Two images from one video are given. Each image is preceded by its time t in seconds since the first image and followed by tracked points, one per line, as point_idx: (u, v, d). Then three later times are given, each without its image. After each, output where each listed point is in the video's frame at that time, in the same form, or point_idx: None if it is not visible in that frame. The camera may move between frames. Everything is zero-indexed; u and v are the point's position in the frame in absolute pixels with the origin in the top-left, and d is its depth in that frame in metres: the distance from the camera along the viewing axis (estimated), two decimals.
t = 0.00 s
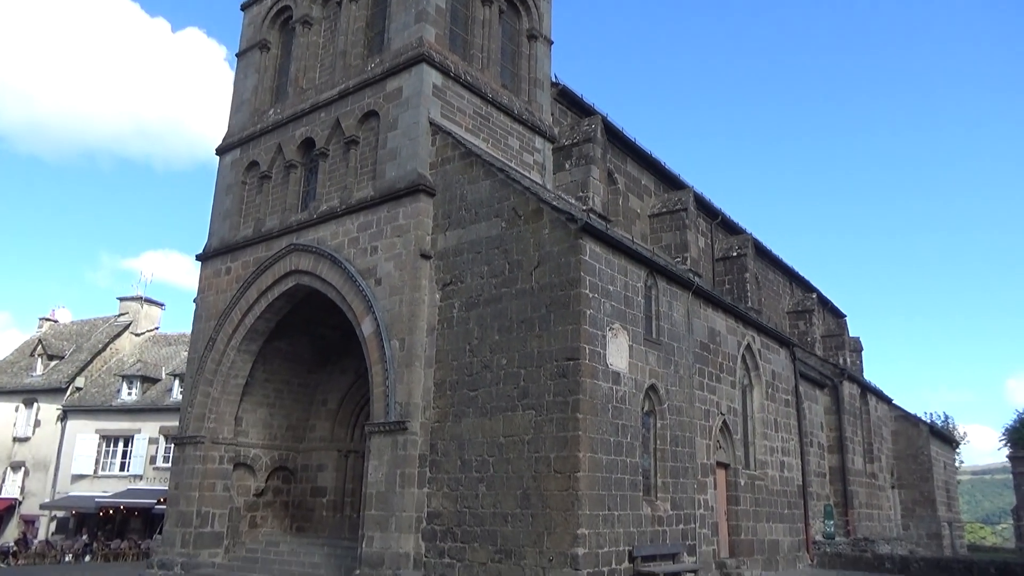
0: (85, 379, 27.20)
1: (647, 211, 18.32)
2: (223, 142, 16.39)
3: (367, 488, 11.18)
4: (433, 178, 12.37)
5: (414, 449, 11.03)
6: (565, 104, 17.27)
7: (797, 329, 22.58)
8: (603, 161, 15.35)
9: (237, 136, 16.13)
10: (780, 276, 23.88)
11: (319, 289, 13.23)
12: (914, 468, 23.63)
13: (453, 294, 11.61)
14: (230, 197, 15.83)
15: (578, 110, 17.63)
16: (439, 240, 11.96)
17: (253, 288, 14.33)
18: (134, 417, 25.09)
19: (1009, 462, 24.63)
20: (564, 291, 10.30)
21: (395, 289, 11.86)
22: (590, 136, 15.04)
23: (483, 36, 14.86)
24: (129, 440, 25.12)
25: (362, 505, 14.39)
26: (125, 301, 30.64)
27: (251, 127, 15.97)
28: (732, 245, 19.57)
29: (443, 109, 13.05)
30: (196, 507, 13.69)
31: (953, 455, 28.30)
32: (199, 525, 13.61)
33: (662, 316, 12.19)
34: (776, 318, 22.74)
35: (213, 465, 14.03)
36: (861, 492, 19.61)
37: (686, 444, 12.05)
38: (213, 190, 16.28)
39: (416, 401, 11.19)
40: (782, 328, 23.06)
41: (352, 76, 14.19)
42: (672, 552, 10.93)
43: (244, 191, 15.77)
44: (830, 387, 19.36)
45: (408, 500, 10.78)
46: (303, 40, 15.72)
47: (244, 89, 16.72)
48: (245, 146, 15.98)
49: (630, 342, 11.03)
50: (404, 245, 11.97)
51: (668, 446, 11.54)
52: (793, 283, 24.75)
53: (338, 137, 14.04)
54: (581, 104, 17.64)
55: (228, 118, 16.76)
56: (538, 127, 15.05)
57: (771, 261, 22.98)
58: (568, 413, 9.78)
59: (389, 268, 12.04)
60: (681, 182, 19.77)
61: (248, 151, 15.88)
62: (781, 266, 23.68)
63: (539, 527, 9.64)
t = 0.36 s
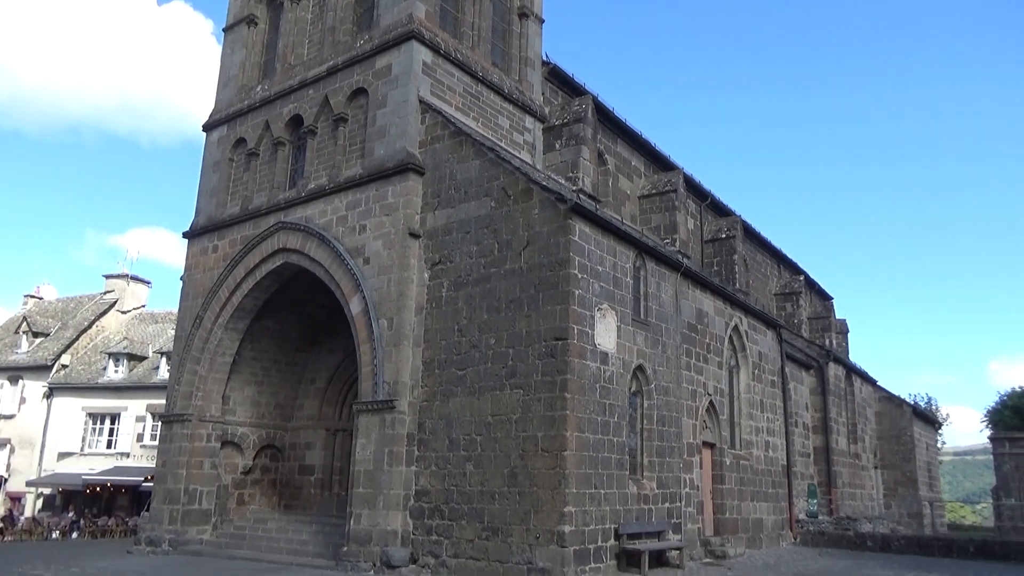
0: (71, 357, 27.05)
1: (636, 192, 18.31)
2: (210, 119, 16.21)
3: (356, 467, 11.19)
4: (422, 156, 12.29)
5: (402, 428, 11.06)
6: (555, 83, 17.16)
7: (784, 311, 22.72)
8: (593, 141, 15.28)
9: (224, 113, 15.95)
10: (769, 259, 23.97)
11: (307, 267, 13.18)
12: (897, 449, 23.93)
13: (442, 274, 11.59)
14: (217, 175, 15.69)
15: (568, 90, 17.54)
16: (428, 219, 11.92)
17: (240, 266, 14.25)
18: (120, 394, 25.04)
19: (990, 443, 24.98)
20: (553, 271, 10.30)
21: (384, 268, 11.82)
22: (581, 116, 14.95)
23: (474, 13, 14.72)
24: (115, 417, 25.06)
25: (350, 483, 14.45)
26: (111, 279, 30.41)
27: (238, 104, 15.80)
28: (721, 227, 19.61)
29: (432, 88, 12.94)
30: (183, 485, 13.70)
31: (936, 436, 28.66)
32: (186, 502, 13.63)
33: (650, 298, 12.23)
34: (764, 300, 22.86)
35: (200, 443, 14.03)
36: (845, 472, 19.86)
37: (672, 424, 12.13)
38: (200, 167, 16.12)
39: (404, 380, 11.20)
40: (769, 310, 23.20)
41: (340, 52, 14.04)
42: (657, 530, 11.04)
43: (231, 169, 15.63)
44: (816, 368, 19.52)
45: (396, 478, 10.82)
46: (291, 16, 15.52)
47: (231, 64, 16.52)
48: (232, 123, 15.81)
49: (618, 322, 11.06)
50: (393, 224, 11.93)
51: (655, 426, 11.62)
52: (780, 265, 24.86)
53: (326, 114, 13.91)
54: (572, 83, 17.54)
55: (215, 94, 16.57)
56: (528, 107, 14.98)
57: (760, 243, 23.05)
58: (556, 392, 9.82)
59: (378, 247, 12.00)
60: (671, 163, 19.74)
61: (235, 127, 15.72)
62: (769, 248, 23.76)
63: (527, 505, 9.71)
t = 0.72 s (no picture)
0: (56, 332, 26.86)
1: (626, 170, 18.27)
2: (195, 93, 15.99)
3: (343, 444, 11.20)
4: (411, 133, 12.19)
5: (390, 405, 11.08)
6: (546, 60, 17.02)
7: (770, 291, 22.83)
8: (583, 119, 15.15)
9: (210, 86, 15.74)
10: (757, 239, 24.03)
11: (294, 243, 13.09)
12: (879, 429, 24.22)
13: (430, 251, 11.54)
14: (203, 149, 15.51)
15: (559, 67, 17.40)
16: (417, 196, 11.85)
17: (227, 242, 14.14)
18: (106, 370, 24.96)
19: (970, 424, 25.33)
20: (542, 249, 10.29)
21: (372, 245, 11.76)
22: (571, 94, 14.74)
23: None
24: (102, 393, 24.98)
25: (337, 460, 14.49)
26: (95, 255, 30.13)
27: (224, 78, 15.58)
28: (710, 207, 19.61)
29: (422, 63, 12.81)
30: (170, 461, 13.69)
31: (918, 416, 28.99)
32: (173, 478, 13.62)
33: (639, 277, 12.24)
34: (751, 281, 22.96)
35: (187, 419, 14.01)
36: (828, 451, 20.09)
37: (659, 402, 12.20)
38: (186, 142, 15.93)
39: (392, 358, 11.20)
40: (756, 291, 23.32)
41: (328, 26, 13.85)
42: (642, 507, 11.15)
43: (217, 144, 15.46)
44: (801, 348, 19.67)
45: (383, 455, 10.85)
46: None
47: (217, 37, 16.27)
48: (217, 97, 15.61)
49: (606, 301, 11.09)
50: (381, 201, 11.85)
51: (642, 404, 11.69)
52: (768, 246, 24.94)
53: (313, 89, 13.75)
54: (562, 61, 17.41)
55: (201, 67, 16.33)
56: (518, 84, 14.87)
57: (748, 224, 23.10)
58: (544, 370, 9.86)
59: (366, 224, 11.93)
60: (661, 142, 19.69)
61: (221, 102, 15.52)
62: (758, 229, 23.82)
63: (513, 482, 9.77)
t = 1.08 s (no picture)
0: (40, 307, 26.63)
1: (615, 148, 18.21)
2: (180, 65, 15.75)
3: (331, 421, 11.19)
4: (399, 108, 12.08)
5: (377, 381, 11.09)
6: (535, 36, 16.87)
7: (757, 271, 22.93)
8: (573, 96, 14.92)
9: (195, 59, 15.51)
10: (745, 219, 24.07)
11: (281, 219, 13.00)
12: (863, 407, 24.50)
13: (418, 228, 11.48)
14: (188, 123, 15.32)
15: (549, 43, 17.25)
16: (405, 172, 11.77)
17: (213, 217, 14.02)
18: (91, 344, 24.83)
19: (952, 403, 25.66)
20: (530, 225, 10.27)
21: (359, 221, 11.70)
22: (561, 69, 14.45)
23: None
24: (87, 369, 24.87)
25: (325, 435, 14.53)
26: (79, 229, 29.81)
27: (210, 50, 15.35)
28: (699, 186, 19.60)
29: (410, 37, 12.65)
30: (157, 436, 13.66)
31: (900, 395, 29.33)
32: (160, 454, 13.61)
33: (627, 255, 12.25)
34: (739, 260, 23.03)
35: (173, 394, 13.96)
36: (812, 428, 20.32)
37: (645, 380, 12.28)
38: (171, 115, 15.73)
39: (379, 334, 11.18)
40: (744, 270, 23.41)
41: None
42: (627, 483, 11.26)
43: (203, 117, 15.27)
44: (787, 327, 19.79)
45: (370, 430, 10.88)
46: None
47: (202, 9, 16.01)
48: (202, 70, 15.38)
49: (594, 279, 11.10)
50: (369, 176, 11.77)
51: (628, 382, 11.75)
52: (756, 225, 24.99)
53: (300, 63, 13.58)
54: (552, 37, 17.25)
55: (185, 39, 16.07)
56: (507, 60, 14.74)
57: (737, 203, 23.13)
58: (531, 347, 9.88)
59: (354, 199, 11.85)
60: (651, 120, 19.62)
61: (206, 75, 15.29)
62: (746, 208, 23.85)
63: (499, 458, 9.83)
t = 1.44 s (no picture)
0: (23, 284, 26.39)
1: (605, 127, 18.14)
2: (164, 38, 15.50)
3: (319, 398, 11.19)
4: (387, 84, 11.95)
5: (365, 358, 11.09)
6: (525, 12, 16.70)
7: (745, 251, 23.01)
8: (563, 74, 14.80)
9: (179, 32, 15.26)
10: (733, 199, 24.09)
11: (268, 195, 12.89)
12: (847, 387, 24.75)
13: (406, 205, 11.41)
14: (173, 98, 15.12)
15: (538, 19, 17.09)
16: (393, 149, 11.67)
17: (198, 194, 13.88)
18: (76, 320, 24.65)
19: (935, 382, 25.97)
20: (519, 203, 10.24)
21: (347, 198, 11.63)
22: (551, 46, 14.32)
23: None
24: (73, 345, 24.69)
25: (312, 413, 14.54)
26: (63, 204, 29.47)
27: (194, 23, 15.10)
28: (688, 165, 19.57)
29: (398, 12, 12.49)
30: (143, 413, 13.62)
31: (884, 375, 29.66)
32: (146, 430, 13.58)
33: (615, 234, 12.25)
34: (727, 240, 23.09)
35: (160, 371, 13.92)
36: (797, 407, 20.53)
37: (632, 358, 12.34)
38: (155, 89, 15.51)
39: (367, 311, 11.16)
40: (731, 250, 23.47)
41: None
42: (614, 460, 11.35)
43: (188, 92, 15.07)
44: (774, 307, 19.90)
45: (358, 408, 10.89)
46: None
47: None
48: (187, 43, 15.15)
49: (582, 257, 11.09)
50: (356, 153, 11.69)
51: (615, 360, 11.80)
52: (744, 205, 25.03)
53: (287, 37, 13.39)
54: (542, 13, 17.08)
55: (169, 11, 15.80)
56: (496, 36, 14.60)
57: (725, 183, 23.13)
58: (519, 325, 9.89)
59: (341, 176, 11.76)
60: (640, 99, 19.53)
61: (191, 48, 15.06)
62: (734, 188, 23.86)
63: (487, 435, 9.87)
